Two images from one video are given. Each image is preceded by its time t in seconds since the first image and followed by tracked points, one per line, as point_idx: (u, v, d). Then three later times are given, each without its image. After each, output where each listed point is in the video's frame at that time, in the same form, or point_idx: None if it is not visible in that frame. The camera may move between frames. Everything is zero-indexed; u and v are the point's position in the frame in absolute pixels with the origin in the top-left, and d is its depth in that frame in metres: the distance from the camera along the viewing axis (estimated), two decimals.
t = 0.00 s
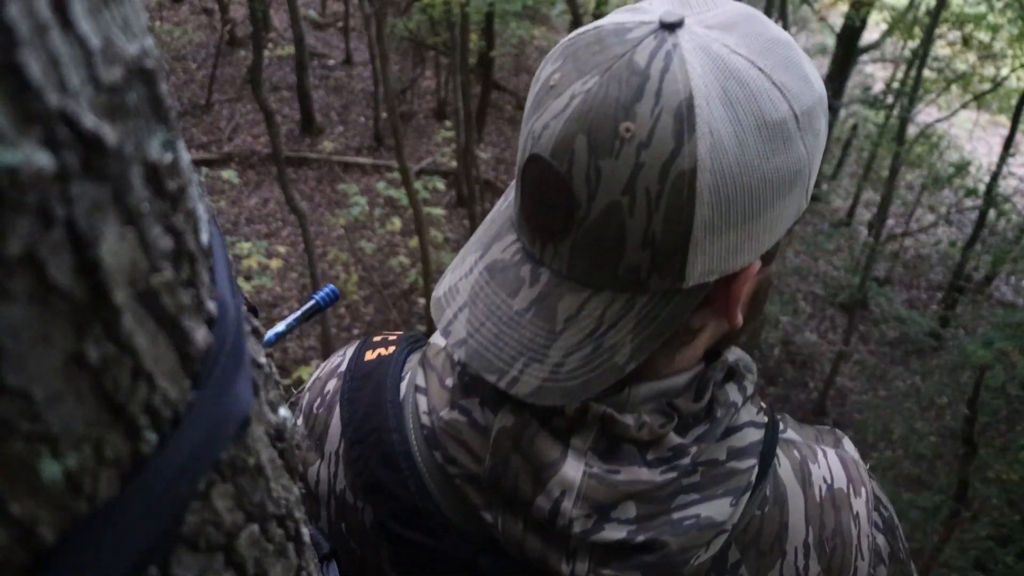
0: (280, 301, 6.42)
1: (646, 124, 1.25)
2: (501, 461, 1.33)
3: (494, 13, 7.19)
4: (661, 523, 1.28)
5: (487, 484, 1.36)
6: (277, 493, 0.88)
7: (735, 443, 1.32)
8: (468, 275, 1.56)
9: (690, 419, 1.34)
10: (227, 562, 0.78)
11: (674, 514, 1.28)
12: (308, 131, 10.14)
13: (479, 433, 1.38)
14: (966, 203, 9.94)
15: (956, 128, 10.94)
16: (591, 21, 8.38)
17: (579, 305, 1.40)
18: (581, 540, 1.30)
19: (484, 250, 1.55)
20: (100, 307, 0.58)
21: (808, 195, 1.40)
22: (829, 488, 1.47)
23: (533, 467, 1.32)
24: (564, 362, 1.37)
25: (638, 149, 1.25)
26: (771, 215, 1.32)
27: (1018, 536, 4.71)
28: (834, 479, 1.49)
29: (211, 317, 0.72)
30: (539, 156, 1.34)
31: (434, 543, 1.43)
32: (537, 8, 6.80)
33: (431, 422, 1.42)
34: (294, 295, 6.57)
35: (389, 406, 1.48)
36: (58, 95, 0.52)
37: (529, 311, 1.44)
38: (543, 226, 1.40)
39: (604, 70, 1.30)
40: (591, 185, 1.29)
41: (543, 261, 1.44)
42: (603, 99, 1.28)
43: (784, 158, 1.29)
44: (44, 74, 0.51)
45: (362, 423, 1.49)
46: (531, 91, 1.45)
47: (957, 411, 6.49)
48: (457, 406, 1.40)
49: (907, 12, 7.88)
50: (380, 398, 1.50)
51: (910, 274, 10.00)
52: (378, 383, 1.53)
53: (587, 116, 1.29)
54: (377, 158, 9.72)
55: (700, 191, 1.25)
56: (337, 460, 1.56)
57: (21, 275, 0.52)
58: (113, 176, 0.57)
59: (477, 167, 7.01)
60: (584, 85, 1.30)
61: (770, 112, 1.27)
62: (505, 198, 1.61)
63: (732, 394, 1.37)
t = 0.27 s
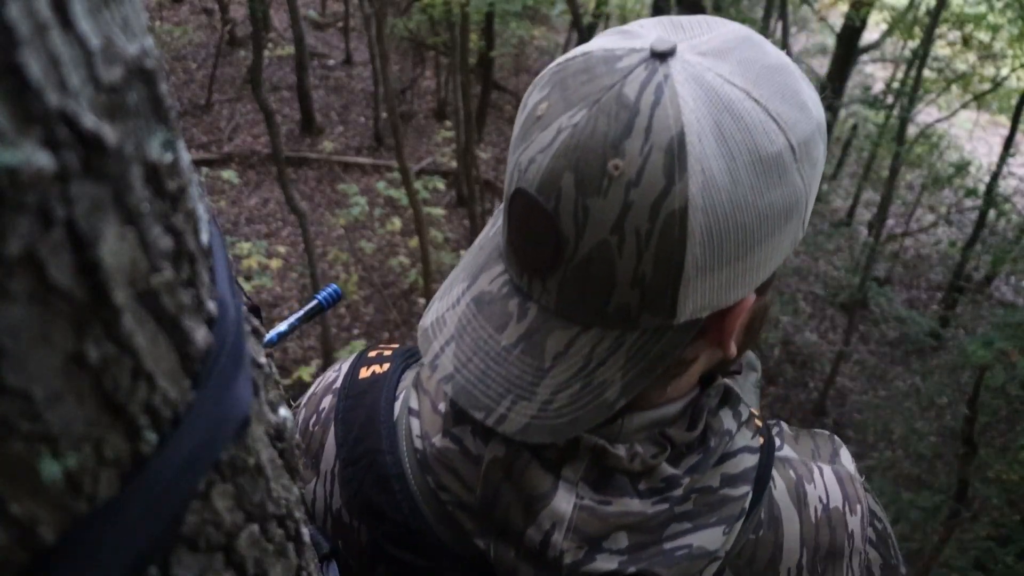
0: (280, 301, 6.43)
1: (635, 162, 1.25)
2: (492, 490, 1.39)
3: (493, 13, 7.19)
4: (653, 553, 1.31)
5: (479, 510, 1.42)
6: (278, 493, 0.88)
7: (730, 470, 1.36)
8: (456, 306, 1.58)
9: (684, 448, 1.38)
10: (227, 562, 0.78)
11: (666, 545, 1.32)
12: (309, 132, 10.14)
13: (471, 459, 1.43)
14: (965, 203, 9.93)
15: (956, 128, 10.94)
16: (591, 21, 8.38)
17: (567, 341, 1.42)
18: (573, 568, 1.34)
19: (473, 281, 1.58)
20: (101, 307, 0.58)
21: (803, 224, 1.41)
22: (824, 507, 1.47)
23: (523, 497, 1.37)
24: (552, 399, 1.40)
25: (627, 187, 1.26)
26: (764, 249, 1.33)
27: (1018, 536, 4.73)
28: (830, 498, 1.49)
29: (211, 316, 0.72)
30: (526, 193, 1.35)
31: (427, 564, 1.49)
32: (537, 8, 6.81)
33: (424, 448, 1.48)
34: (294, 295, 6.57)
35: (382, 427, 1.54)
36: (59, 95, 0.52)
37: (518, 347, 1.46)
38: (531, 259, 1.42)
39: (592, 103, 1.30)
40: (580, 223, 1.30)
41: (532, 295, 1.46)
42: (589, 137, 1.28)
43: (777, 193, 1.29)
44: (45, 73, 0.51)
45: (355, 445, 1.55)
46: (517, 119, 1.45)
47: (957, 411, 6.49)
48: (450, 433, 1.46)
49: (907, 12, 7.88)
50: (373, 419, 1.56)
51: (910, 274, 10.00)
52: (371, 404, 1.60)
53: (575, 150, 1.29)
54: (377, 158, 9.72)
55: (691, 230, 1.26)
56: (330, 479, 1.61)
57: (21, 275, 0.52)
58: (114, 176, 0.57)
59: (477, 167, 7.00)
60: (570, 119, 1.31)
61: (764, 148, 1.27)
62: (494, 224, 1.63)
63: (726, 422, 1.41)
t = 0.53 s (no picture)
0: (280, 301, 6.43)
1: (629, 181, 1.25)
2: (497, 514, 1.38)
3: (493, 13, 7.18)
4: (661, 568, 1.33)
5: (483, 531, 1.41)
6: (278, 493, 0.88)
7: (734, 480, 1.37)
8: (450, 328, 1.59)
9: (686, 462, 1.39)
10: (228, 562, 0.78)
11: (672, 559, 1.33)
12: (309, 132, 10.14)
13: (472, 479, 1.42)
14: (965, 203, 9.93)
15: (956, 128, 10.94)
16: (591, 21, 8.38)
17: (565, 363, 1.43)
18: None
19: (466, 302, 1.59)
20: (100, 307, 0.59)
21: (800, 236, 1.42)
22: (826, 510, 1.52)
23: (528, 518, 1.36)
24: (551, 420, 1.40)
25: (621, 207, 1.26)
26: (761, 263, 1.33)
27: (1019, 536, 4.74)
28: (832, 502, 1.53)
29: (211, 316, 0.72)
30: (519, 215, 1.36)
31: None
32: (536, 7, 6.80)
33: (424, 470, 1.46)
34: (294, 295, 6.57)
35: (381, 449, 1.52)
36: (59, 96, 0.52)
37: (515, 369, 1.47)
38: (527, 280, 1.42)
39: (583, 123, 1.30)
40: (575, 244, 1.30)
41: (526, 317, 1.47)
42: (581, 157, 1.29)
43: (773, 206, 1.29)
44: (45, 74, 0.51)
45: (355, 469, 1.53)
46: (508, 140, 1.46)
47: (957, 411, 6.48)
48: (450, 456, 1.44)
49: (907, 12, 7.87)
50: (372, 441, 1.54)
51: (910, 274, 10.01)
52: (369, 425, 1.57)
53: (567, 171, 1.29)
54: (377, 158, 9.72)
55: (689, 248, 1.26)
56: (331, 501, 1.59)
57: (22, 275, 0.52)
58: (114, 176, 0.57)
59: (477, 167, 7.00)
60: (561, 139, 1.31)
61: (760, 162, 1.27)
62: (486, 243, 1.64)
63: (728, 433, 1.42)
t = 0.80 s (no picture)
0: (280, 301, 6.42)
1: (626, 210, 1.31)
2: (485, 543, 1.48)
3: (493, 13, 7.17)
4: None
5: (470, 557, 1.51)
6: (277, 493, 0.88)
7: (728, 510, 1.47)
8: (443, 354, 1.67)
9: (677, 494, 1.47)
10: (227, 562, 0.78)
11: None
12: (309, 132, 10.14)
13: (461, 508, 1.51)
14: (966, 203, 9.93)
15: (957, 128, 10.92)
16: (591, 21, 8.37)
17: (559, 393, 1.50)
18: None
19: (460, 330, 1.67)
20: (100, 307, 0.58)
21: (798, 262, 1.48)
22: (822, 532, 1.66)
23: (516, 551, 1.47)
24: (546, 451, 1.48)
25: (618, 235, 1.32)
26: (761, 290, 1.40)
27: (1018, 537, 4.74)
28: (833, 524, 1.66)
29: (211, 316, 0.72)
30: (515, 241, 1.42)
31: None
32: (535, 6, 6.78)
33: (413, 499, 1.55)
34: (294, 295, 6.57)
35: (368, 474, 1.61)
36: (59, 95, 0.52)
37: (508, 398, 1.54)
38: (523, 307, 1.49)
39: (580, 150, 1.37)
40: (570, 271, 1.37)
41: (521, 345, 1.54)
42: (578, 183, 1.35)
43: (772, 234, 1.36)
44: (44, 73, 0.51)
45: (342, 491, 1.62)
46: (504, 164, 1.53)
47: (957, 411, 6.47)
48: (438, 489, 1.52)
49: (907, 12, 7.86)
50: (360, 465, 1.63)
51: (911, 274, 10.00)
52: (357, 450, 1.66)
53: (564, 197, 1.36)
54: (377, 158, 9.72)
55: (685, 277, 1.32)
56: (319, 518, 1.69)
57: (21, 275, 0.52)
58: (113, 176, 0.57)
59: (477, 167, 6.99)
60: (558, 165, 1.38)
61: (759, 189, 1.34)
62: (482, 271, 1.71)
63: (722, 462, 1.51)
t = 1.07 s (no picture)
0: (280, 300, 6.43)
1: (621, 258, 1.38)
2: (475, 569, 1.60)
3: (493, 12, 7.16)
4: None
5: None
6: (277, 494, 0.88)
7: (728, 538, 1.56)
8: (432, 393, 1.79)
9: (675, 525, 1.57)
10: (227, 562, 0.78)
11: None
12: (309, 132, 10.14)
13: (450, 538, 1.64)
14: (966, 204, 9.93)
15: (957, 128, 10.92)
16: (591, 21, 8.37)
17: (549, 438, 1.62)
18: None
19: (452, 365, 1.79)
20: (100, 306, 0.58)
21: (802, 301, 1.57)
22: (823, 548, 1.73)
23: None
24: (536, 496, 1.60)
25: (612, 282, 1.38)
26: (764, 329, 1.49)
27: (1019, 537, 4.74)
28: (830, 538, 1.76)
29: (211, 316, 0.72)
30: (506, 281, 1.50)
31: None
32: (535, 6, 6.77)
33: (405, 521, 1.67)
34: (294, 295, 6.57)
35: (361, 488, 1.72)
36: (58, 95, 0.52)
37: (497, 442, 1.67)
38: (516, 345, 1.57)
39: (572, 191, 1.42)
40: (563, 319, 1.45)
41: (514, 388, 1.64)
42: (570, 228, 1.41)
43: (767, 279, 1.44)
44: (44, 73, 0.51)
45: (335, 502, 1.72)
46: (494, 196, 1.60)
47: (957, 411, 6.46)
48: (429, 513, 1.65)
49: (907, 12, 7.85)
50: (353, 479, 1.74)
51: (910, 275, 10.01)
52: (351, 463, 1.77)
53: (557, 242, 1.42)
54: (377, 158, 9.73)
55: (681, 326, 1.41)
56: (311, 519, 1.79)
57: (21, 274, 0.52)
58: (113, 176, 0.57)
59: (477, 166, 6.99)
60: (550, 206, 1.43)
61: (753, 234, 1.42)
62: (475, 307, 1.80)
63: (720, 492, 1.59)
